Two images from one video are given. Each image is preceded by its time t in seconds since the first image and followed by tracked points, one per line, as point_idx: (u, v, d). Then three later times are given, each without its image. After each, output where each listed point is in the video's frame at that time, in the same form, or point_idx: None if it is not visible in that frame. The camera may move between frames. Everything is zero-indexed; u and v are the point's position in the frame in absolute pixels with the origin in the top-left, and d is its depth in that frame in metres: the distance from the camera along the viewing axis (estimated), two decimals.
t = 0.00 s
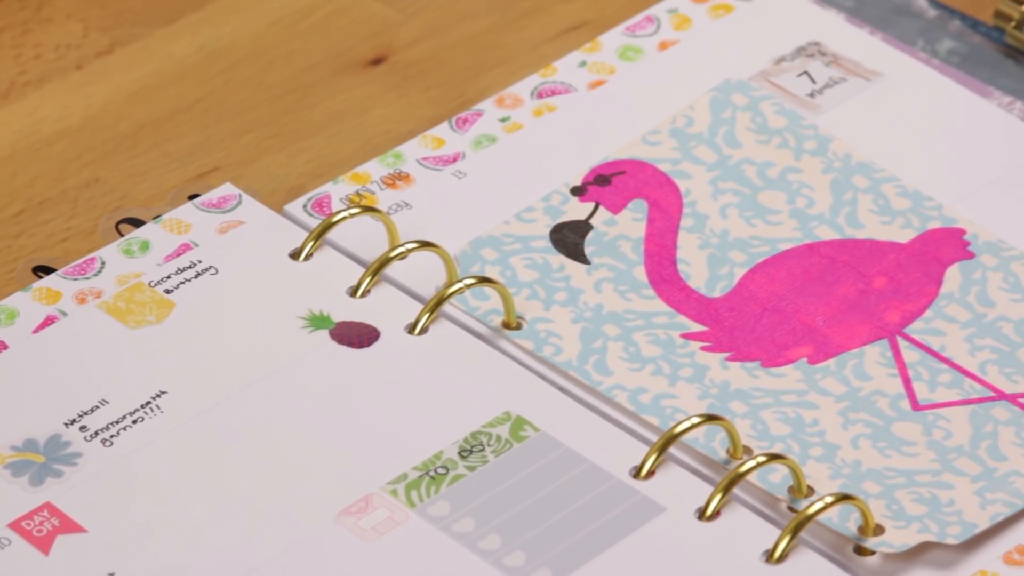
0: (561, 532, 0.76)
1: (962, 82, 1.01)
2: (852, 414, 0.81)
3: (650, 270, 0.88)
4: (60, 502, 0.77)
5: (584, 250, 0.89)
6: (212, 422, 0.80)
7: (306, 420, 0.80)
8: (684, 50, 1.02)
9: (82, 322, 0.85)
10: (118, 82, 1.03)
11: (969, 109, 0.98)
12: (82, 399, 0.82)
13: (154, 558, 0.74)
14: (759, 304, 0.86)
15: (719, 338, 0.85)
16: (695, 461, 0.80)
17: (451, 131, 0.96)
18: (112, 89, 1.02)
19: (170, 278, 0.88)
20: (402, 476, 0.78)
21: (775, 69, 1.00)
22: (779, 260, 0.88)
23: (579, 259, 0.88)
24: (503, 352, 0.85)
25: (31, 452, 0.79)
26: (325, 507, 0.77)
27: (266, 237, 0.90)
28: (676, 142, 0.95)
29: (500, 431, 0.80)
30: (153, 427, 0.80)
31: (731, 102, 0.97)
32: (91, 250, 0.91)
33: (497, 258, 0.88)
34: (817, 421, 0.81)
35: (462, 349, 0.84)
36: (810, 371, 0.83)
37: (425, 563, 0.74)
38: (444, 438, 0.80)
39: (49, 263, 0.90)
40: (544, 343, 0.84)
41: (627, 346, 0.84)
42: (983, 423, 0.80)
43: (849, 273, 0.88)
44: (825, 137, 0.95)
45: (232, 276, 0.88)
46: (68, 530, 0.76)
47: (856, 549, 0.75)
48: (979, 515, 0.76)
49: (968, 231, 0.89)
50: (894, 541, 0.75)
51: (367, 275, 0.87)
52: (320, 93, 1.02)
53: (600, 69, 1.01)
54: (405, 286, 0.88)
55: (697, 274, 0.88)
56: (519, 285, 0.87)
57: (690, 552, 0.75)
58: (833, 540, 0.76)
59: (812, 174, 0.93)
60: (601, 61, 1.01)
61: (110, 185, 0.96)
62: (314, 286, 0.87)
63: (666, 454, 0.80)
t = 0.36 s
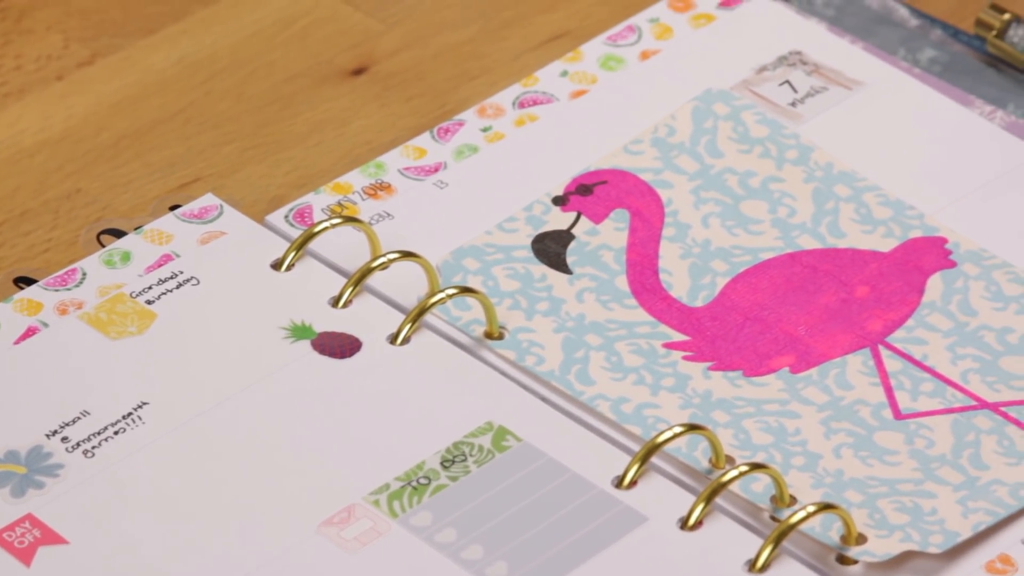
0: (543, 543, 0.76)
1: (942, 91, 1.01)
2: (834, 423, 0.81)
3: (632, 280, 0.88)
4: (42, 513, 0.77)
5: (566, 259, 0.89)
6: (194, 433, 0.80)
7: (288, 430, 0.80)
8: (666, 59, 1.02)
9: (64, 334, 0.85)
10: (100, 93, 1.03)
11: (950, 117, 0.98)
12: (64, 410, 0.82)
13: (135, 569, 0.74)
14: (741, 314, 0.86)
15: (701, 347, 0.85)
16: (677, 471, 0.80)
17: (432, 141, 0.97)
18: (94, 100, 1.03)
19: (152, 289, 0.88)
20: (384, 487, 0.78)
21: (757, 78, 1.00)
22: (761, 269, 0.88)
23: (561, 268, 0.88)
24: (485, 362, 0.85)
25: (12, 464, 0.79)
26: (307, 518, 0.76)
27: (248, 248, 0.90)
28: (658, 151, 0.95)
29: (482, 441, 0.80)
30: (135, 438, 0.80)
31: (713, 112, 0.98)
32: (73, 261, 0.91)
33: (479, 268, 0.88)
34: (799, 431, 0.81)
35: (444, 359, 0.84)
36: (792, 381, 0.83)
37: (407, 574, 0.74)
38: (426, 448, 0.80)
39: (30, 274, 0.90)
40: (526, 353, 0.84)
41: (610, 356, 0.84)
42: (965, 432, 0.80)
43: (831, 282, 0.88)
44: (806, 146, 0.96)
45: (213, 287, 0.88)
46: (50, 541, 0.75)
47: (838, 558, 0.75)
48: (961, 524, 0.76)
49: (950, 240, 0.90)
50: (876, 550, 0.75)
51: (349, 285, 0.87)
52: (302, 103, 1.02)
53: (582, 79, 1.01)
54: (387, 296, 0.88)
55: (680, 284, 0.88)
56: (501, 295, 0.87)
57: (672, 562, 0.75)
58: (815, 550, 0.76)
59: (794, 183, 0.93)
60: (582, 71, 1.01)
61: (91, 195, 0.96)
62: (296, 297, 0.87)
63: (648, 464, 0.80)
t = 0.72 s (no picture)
0: (528, 554, 0.75)
1: (927, 100, 1.02)
2: (819, 433, 0.81)
3: (617, 290, 0.88)
4: (25, 525, 0.76)
5: (550, 270, 0.89)
6: (178, 445, 0.80)
7: (272, 442, 0.80)
8: (650, 70, 1.02)
9: (47, 346, 0.85)
10: (84, 104, 1.04)
11: (934, 127, 0.98)
12: (47, 423, 0.81)
13: None
14: (725, 324, 0.86)
15: (685, 358, 0.85)
16: (661, 481, 0.80)
17: (416, 152, 0.97)
18: (78, 111, 1.03)
19: (135, 301, 0.88)
20: (368, 498, 0.77)
21: (741, 88, 1.00)
22: (745, 280, 0.88)
23: (545, 279, 0.88)
24: (469, 373, 0.85)
25: None
26: (291, 530, 0.76)
27: (232, 260, 0.90)
28: (642, 162, 0.95)
29: (467, 452, 0.80)
30: (118, 450, 0.80)
31: (697, 122, 0.98)
32: (56, 273, 0.91)
33: (463, 278, 0.88)
34: (784, 441, 0.80)
35: (428, 370, 0.84)
36: (776, 391, 0.83)
37: None
38: (410, 460, 0.79)
39: (14, 287, 0.90)
40: (510, 364, 0.84)
41: (594, 366, 0.84)
42: (950, 442, 0.80)
43: (815, 292, 0.88)
44: (790, 157, 0.96)
45: (197, 298, 0.87)
46: (34, 554, 0.75)
47: (823, 569, 0.74)
48: (946, 534, 0.75)
49: (934, 250, 0.90)
50: (860, 561, 0.74)
51: (333, 297, 0.87)
52: (285, 116, 1.03)
53: (566, 89, 1.01)
54: (370, 307, 0.88)
55: (664, 295, 0.88)
56: (486, 306, 0.87)
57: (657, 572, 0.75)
58: (800, 560, 0.75)
59: (778, 194, 0.93)
60: (566, 82, 1.01)
61: (75, 207, 0.96)
62: (280, 308, 0.87)
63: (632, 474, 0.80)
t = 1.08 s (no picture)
0: (510, 562, 0.75)
1: (907, 108, 1.02)
2: (801, 440, 0.81)
3: (598, 298, 0.88)
4: (7, 535, 0.76)
5: (531, 278, 0.89)
6: (159, 454, 0.80)
7: (254, 451, 0.80)
8: (631, 78, 1.02)
9: (28, 356, 0.85)
10: (65, 114, 1.04)
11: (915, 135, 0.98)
12: (29, 432, 0.81)
13: None
14: (707, 332, 0.86)
15: (666, 366, 0.85)
16: (644, 489, 0.80)
17: (398, 161, 0.97)
18: (59, 121, 1.03)
19: (116, 310, 0.88)
20: (350, 507, 0.77)
21: (722, 96, 1.01)
22: (727, 288, 0.89)
23: (526, 288, 0.88)
24: (451, 381, 0.85)
25: None
26: (273, 539, 0.76)
27: (214, 269, 0.90)
28: (623, 170, 0.96)
29: (448, 461, 0.80)
30: (100, 459, 0.80)
31: (678, 130, 0.98)
32: (37, 282, 0.91)
33: (444, 287, 0.88)
34: (765, 449, 0.80)
35: (409, 378, 0.84)
36: (758, 399, 0.83)
37: None
38: (392, 468, 0.79)
39: None
40: (492, 372, 0.84)
41: (575, 374, 0.84)
42: (931, 449, 0.80)
43: (796, 300, 0.88)
44: (771, 164, 0.96)
45: (179, 308, 0.88)
46: (15, 564, 0.75)
47: None
48: (927, 541, 0.75)
49: (915, 258, 0.90)
50: (843, 568, 0.74)
51: (314, 306, 0.87)
52: (266, 125, 1.03)
53: (547, 98, 1.01)
54: (352, 316, 0.88)
55: (645, 303, 0.88)
56: (467, 314, 0.87)
57: None
58: (783, 568, 0.75)
59: (759, 202, 0.94)
60: (547, 90, 1.02)
61: (56, 217, 0.96)
62: (262, 317, 0.87)
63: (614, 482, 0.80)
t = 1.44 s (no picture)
0: (485, 568, 0.75)
1: (882, 113, 1.02)
2: (775, 446, 0.81)
3: (573, 304, 0.88)
4: None
5: (506, 284, 0.89)
6: (134, 462, 0.80)
7: (229, 458, 0.80)
8: (606, 84, 1.02)
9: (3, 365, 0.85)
10: (39, 121, 1.04)
11: (889, 139, 0.99)
12: (3, 441, 0.81)
13: None
14: (682, 337, 0.87)
15: (641, 371, 0.85)
16: (619, 495, 0.80)
17: (373, 167, 0.97)
18: (34, 128, 1.03)
19: (91, 318, 0.88)
20: (325, 514, 0.77)
21: (696, 102, 1.01)
22: (702, 293, 0.89)
23: (501, 294, 0.88)
24: (426, 387, 0.85)
25: None
26: (248, 546, 0.76)
27: (189, 276, 0.90)
28: (598, 176, 0.96)
29: (423, 467, 0.80)
30: (75, 467, 0.80)
31: (653, 135, 0.98)
32: (12, 290, 0.91)
33: (419, 293, 0.88)
34: (740, 454, 0.80)
35: (384, 385, 0.84)
36: (732, 405, 0.83)
37: None
38: (367, 475, 0.79)
39: None
40: (467, 379, 0.84)
41: (551, 380, 0.84)
42: (906, 454, 0.80)
43: (771, 305, 0.88)
44: (746, 169, 0.96)
45: (154, 315, 0.88)
46: None
47: None
48: (902, 546, 0.75)
49: (889, 263, 0.90)
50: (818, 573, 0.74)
51: (289, 312, 0.87)
52: (240, 132, 1.03)
53: (522, 104, 1.01)
54: (327, 323, 0.88)
55: (620, 308, 0.88)
56: (442, 321, 0.87)
57: None
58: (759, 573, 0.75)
59: (734, 207, 0.94)
60: (522, 96, 1.02)
61: (30, 225, 0.96)
62: (237, 324, 0.87)
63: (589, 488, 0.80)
